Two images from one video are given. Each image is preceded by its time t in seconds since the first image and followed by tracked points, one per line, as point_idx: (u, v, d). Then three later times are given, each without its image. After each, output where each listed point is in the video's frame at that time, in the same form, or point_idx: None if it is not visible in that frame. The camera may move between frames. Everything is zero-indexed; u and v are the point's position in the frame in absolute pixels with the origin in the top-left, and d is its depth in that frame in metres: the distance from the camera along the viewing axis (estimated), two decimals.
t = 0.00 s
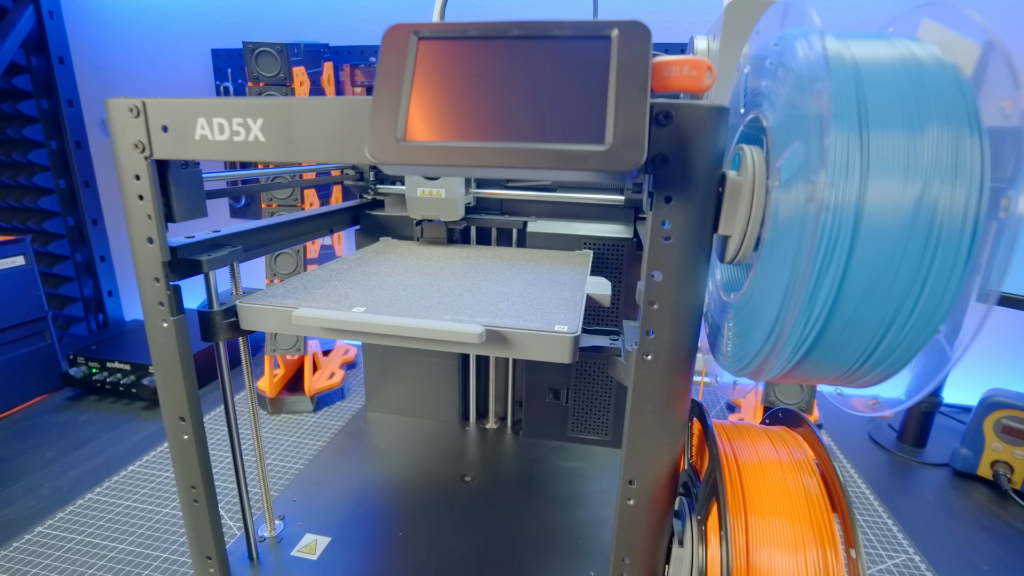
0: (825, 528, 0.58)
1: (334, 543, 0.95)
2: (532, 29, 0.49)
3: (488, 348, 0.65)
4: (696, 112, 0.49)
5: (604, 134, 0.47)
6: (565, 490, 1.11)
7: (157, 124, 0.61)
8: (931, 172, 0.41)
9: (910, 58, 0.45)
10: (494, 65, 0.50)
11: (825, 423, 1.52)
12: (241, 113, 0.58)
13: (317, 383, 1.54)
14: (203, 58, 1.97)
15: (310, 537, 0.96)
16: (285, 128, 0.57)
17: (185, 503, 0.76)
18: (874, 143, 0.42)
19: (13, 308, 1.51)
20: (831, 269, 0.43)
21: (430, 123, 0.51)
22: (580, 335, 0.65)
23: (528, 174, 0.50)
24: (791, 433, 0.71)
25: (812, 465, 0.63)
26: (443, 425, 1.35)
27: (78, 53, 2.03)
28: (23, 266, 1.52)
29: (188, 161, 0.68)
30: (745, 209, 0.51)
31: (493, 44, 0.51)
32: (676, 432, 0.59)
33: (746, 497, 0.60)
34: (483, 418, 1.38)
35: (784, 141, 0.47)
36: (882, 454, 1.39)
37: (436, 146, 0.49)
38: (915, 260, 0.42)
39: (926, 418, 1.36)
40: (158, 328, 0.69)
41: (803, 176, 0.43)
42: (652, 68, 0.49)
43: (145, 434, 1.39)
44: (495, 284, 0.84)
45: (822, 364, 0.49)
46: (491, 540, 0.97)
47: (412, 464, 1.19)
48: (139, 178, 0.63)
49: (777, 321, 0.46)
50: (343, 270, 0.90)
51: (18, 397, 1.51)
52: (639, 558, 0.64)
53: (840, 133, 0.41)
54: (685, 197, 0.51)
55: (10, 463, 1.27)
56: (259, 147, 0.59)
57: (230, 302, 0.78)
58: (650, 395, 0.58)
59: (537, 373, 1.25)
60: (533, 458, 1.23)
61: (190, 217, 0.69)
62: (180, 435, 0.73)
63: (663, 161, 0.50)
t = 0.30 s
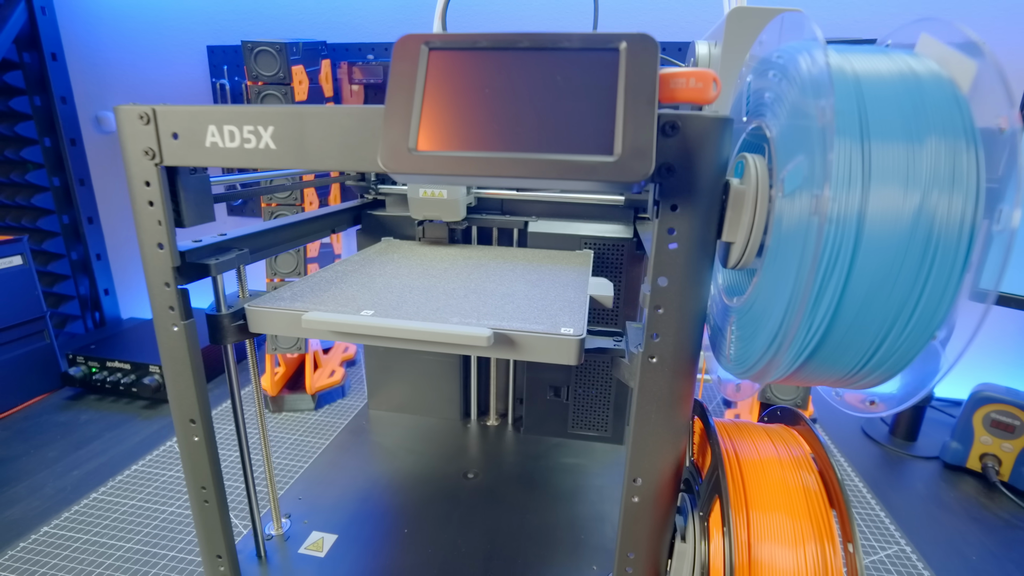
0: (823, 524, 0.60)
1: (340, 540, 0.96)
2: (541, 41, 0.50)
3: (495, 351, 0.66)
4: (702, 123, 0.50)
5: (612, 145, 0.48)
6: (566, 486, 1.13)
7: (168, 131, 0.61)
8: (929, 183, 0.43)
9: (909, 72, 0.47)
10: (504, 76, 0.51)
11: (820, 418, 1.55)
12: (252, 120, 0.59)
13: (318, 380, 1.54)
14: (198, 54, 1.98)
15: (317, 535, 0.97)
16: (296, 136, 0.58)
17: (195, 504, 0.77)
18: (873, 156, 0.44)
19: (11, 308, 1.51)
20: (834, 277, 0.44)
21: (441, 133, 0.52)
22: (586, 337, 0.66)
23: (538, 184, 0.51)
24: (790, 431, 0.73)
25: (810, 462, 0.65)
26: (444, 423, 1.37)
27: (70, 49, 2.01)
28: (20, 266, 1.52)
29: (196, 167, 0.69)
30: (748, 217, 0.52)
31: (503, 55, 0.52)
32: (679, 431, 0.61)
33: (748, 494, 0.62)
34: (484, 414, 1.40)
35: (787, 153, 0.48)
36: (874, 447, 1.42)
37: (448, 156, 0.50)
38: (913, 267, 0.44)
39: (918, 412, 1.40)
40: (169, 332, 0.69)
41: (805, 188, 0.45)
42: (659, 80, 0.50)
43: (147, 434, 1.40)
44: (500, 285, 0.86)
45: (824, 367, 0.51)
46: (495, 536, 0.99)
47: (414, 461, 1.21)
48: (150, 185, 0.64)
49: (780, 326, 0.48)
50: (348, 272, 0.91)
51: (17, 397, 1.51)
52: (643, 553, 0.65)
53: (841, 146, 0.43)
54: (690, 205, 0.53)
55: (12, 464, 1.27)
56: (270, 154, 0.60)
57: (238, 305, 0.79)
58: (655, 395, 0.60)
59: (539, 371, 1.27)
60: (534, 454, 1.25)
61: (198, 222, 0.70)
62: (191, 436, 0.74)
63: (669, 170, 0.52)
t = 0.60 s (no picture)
0: (821, 517, 0.63)
1: (347, 536, 0.98)
2: (550, 51, 0.51)
3: (502, 352, 0.68)
4: (706, 133, 0.51)
5: (621, 154, 0.50)
6: (568, 481, 1.15)
7: (178, 137, 0.62)
8: (926, 191, 0.45)
9: (907, 84, 0.48)
10: (514, 85, 0.52)
11: (814, 412, 1.58)
12: (263, 127, 0.60)
13: (319, 378, 1.55)
14: (194, 50, 1.97)
15: (324, 532, 0.99)
16: (307, 143, 0.59)
17: (206, 503, 0.79)
18: (873, 166, 0.45)
19: (11, 307, 1.51)
20: (836, 283, 0.46)
21: (453, 141, 0.53)
22: (591, 338, 0.68)
23: (548, 191, 0.52)
24: (788, 428, 0.75)
25: (808, 457, 0.68)
26: (446, 419, 1.38)
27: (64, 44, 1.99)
28: (19, 265, 1.52)
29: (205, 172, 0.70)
30: (751, 223, 0.54)
31: (513, 65, 0.53)
32: (683, 429, 0.63)
33: (749, 489, 0.64)
34: (485, 411, 1.42)
35: (790, 162, 0.50)
36: (867, 440, 1.45)
37: (461, 164, 0.51)
38: (912, 272, 0.46)
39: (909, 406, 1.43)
40: (180, 335, 0.70)
41: (808, 198, 0.47)
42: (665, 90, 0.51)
43: (149, 432, 1.40)
44: (504, 286, 0.87)
45: (823, 368, 0.52)
46: (499, 531, 1.01)
47: (417, 457, 1.23)
48: (161, 190, 0.65)
49: (783, 330, 0.49)
50: (353, 273, 0.93)
51: (18, 396, 1.51)
52: (646, 547, 0.67)
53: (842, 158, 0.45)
54: (695, 211, 0.54)
55: (15, 463, 1.28)
56: (281, 161, 0.60)
57: (246, 307, 0.80)
58: (659, 395, 0.61)
59: (540, 368, 1.29)
60: (535, 450, 1.27)
61: (207, 226, 0.71)
62: (202, 437, 0.75)
63: (675, 178, 0.53)
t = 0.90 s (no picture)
0: (818, 510, 0.65)
1: (353, 532, 1.00)
2: (558, 61, 0.53)
3: (509, 352, 0.69)
4: (710, 141, 0.53)
5: (628, 163, 0.51)
6: (568, 476, 1.17)
7: (189, 143, 0.63)
8: (923, 199, 0.47)
9: (904, 95, 0.50)
10: (523, 93, 0.54)
11: (808, 406, 1.61)
12: (274, 134, 0.61)
13: (321, 375, 1.56)
14: (190, 47, 1.96)
15: (330, 528, 1.00)
16: (318, 149, 0.60)
17: (217, 501, 0.80)
18: (871, 175, 0.47)
19: (11, 306, 1.51)
20: (836, 288, 0.48)
21: (464, 148, 0.54)
22: (595, 338, 0.69)
23: (556, 198, 0.54)
24: (786, 424, 0.77)
25: (806, 453, 0.70)
26: (448, 415, 1.40)
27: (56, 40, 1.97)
28: (18, 265, 1.52)
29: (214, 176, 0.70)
30: (752, 229, 0.56)
31: (521, 74, 0.54)
32: (685, 427, 0.65)
33: (749, 483, 0.66)
34: (486, 407, 1.44)
35: (791, 170, 0.52)
36: (860, 434, 1.49)
37: (472, 172, 0.53)
38: (908, 277, 0.48)
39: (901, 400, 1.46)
40: (191, 337, 0.71)
41: (809, 206, 0.49)
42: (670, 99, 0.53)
43: (152, 430, 1.42)
44: (508, 286, 0.89)
45: (823, 368, 0.54)
46: (502, 526, 1.03)
47: (420, 453, 1.25)
48: (171, 195, 0.65)
49: (785, 333, 0.51)
50: (358, 274, 0.94)
51: (20, 395, 1.52)
52: (649, 540, 0.70)
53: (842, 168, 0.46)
54: (698, 217, 0.56)
55: (19, 462, 1.29)
56: (292, 167, 0.61)
57: (253, 308, 0.80)
58: (663, 394, 0.63)
59: (541, 365, 1.30)
60: (537, 445, 1.29)
61: (217, 230, 0.72)
62: (212, 437, 0.77)
63: (680, 185, 0.55)
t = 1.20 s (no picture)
0: (814, 503, 0.67)
1: (358, 528, 1.02)
2: (564, 70, 0.54)
3: (514, 352, 0.71)
4: (710, 148, 0.54)
5: (632, 170, 0.53)
6: (569, 471, 1.20)
7: (199, 148, 0.63)
8: (916, 205, 0.48)
9: (898, 104, 0.52)
10: (530, 102, 0.55)
11: (802, 401, 1.64)
12: (283, 139, 0.62)
13: (322, 372, 1.57)
14: (185, 43, 1.95)
15: (336, 524, 1.02)
16: (327, 154, 0.61)
17: (226, 498, 0.81)
18: (867, 182, 0.49)
19: (10, 306, 1.51)
20: (834, 290, 0.50)
21: (472, 155, 0.55)
22: (598, 338, 0.71)
23: (562, 204, 0.55)
24: (783, 420, 0.80)
25: (802, 448, 0.72)
26: (449, 411, 1.42)
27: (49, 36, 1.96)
28: (16, 264, 1.52)
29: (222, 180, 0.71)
30: (751, 233, 0.57)
31: (527, 82, 0.55)
32: (685, 425, 0.67)
33: (747, 478, 0.69)
34: (486, 404, 1.46)
35: (790, 178, 0.54)
36: (853, 427, 1.52)
37: (481, 179, 0.54)
38: (903, 280, 0.50)
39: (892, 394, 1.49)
40: (200, 339, 0.72)
41: (808, 213, 0.50)
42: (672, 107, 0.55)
43: (155, 428, 1.43)
44: (510, 286, 0.90)
45: (820, 368, 0.56)
46: (505, 520, 1.05)
47: (422, 449, 1.26)
48: (181, 200, 0.66)
49: (785, 334, 0.53)
50: (362, 274, 0.95)
51: (20, 395, 1.52)
52: (650, 533, 0.72)
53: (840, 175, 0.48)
54: (699, 222, 0.57)
55: (22, 461, 1.29)
56: (301, 172, 0.63)
57: (260, 309, 0.81)
58: (664, 393, 0.65)
59: (541, 362, 1.32)
60: (537, 441, 1.31)
61: (225, 233, 0.73)
62: (221, 437, 0.78)
63: (681, 192, 0.56)
